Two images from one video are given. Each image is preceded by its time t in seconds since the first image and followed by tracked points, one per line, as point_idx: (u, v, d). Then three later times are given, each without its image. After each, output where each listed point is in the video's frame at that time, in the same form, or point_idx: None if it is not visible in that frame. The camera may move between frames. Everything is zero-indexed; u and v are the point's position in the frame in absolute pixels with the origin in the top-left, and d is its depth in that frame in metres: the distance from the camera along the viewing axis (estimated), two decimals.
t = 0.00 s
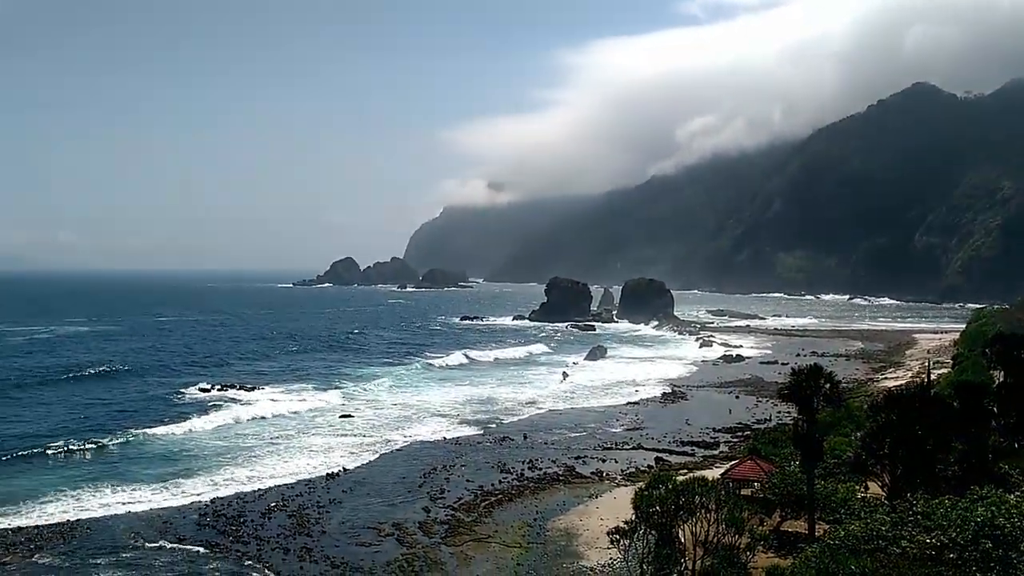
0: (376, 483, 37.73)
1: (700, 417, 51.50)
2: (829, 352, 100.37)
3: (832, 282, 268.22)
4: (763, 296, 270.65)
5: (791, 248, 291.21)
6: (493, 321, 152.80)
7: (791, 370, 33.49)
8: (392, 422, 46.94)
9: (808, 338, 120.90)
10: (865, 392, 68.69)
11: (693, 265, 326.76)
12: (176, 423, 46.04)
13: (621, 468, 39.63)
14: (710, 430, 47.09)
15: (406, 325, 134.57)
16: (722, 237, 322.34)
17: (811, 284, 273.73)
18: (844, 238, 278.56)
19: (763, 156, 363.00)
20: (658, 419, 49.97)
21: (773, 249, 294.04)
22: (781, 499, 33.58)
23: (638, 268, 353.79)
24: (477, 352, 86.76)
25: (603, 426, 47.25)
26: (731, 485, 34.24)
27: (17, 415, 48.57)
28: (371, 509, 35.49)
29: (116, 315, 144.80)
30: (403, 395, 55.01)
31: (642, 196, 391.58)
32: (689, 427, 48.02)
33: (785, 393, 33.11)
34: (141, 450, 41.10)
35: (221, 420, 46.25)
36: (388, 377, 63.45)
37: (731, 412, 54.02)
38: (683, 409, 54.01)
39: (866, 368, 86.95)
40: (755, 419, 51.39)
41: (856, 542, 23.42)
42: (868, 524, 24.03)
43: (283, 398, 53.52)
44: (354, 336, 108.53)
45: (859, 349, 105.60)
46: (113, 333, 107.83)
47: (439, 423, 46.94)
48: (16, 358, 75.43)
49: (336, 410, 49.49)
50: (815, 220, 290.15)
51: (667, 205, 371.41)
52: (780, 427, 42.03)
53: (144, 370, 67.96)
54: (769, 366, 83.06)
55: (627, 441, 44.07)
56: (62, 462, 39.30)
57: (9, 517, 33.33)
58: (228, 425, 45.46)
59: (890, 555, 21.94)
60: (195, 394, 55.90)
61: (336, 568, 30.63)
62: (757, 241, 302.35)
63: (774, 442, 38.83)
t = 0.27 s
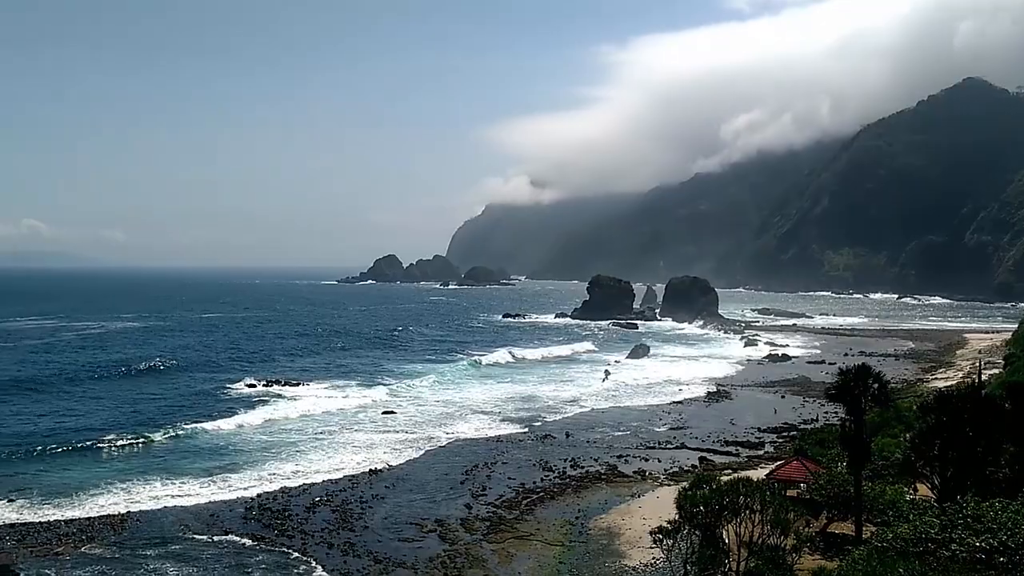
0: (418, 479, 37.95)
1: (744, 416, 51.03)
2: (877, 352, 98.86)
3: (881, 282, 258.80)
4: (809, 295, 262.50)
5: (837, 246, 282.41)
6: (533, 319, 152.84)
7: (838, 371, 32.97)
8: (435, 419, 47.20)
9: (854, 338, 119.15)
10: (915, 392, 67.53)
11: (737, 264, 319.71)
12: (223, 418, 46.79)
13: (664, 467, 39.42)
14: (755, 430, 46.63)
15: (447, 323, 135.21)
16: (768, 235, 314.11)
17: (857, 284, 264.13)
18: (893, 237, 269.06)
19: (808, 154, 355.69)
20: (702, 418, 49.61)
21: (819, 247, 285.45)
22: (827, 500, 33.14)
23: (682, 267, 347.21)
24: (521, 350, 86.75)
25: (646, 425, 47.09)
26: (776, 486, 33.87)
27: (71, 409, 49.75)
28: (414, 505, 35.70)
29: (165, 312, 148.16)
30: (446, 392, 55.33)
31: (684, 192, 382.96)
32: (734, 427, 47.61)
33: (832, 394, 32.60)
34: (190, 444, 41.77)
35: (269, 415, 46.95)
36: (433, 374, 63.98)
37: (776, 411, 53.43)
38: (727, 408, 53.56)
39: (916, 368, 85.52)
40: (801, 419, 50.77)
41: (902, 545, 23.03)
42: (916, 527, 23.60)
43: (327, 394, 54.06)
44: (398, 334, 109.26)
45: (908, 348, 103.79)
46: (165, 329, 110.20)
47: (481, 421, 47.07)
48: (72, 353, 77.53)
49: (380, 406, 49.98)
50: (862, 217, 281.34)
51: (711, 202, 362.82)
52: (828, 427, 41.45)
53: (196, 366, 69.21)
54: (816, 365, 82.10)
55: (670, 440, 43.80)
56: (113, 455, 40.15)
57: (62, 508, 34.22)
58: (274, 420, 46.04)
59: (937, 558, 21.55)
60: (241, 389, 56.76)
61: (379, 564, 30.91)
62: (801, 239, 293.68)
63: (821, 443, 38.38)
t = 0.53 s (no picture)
0: (481, 476, 38.10)
1: (813, 418, 50.20)
2: (952, 353, 96.04)
3: (959, 282, 236.08)
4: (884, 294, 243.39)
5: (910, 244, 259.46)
6: (597, 317, 152.15)
7: (912, 372, 32.05)
8: (499, 416, 47.42)
9: (927, 338, 115.90)
10: (996, 394, 65.35)
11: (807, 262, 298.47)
12: (293, 413, 47.81)
13: (730, 468, 38.91)
14: (823, 431, 45.88)
15: (507, 319, 135.74)
16: (840, 231, 294.26)
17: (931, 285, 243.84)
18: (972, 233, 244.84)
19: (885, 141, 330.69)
20: (769, 418, 48.98)
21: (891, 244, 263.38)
22: (900, 503, 32.30)
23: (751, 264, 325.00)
24: (588, 349, 86.36)
25: (712, 425, 46.63)
26: (848, 489, 33.17)
27: (149, 402, 51.37)
28: (477, 501, 35.86)
29: (236, 307, 152.72)
30: (511, 389, 55.60)
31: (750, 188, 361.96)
32: (802, 427, 46.87)
33: (906, 395, 31.71)
34: (260, 438, 42.66)
35: (338, 410, 47.80)
36: (498, 371, 64.44)
37: (846, 413, 52.42)
38: (795, 409, 52.75)
39: (995, 370, 82.88)
40: (872, 421, 49.72)
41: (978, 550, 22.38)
42: (996, 533, 22.78)
43: (393, 391, 54.75)
44: (463, 331, 110.04)
45: (986, 350, 100.53)
46: (239, 324, 113.40)
47: (546, 419, 47.08)
48: (151, 347, 80.40)
49: (446, 402, 50.53)
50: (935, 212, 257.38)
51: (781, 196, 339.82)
52: (901, 429, 40.49)
53: (269, 361, 70.84)
54: (888, 366, 80.27)
55: (737, 440, 43.31)
56: (186, 447, 41.35)
57: (138, 497, 35.35)
58: (341, 415, 46.79)
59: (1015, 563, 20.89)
60: (310, 384, 57.88)
61: (443, 559, 31.11)
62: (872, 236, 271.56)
63: (894, 446, 37.48)
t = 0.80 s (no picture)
0: (565, 474, 38.07)
1: (909, 421, 48.63)
2: None
3: None
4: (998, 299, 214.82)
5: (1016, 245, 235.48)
6: (681, 314, 150.18)
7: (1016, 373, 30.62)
8: (584, 414, 47.37)
9: None
10: None
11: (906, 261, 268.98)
12: (381, 409, 48.71)
13: (822, 471, 38.04)
14: (921, 435, 44.40)
15: (586, 317, 135.32)
16: (940, 228, 261.87)
17: None
18: None
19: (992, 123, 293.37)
20: (862, 421, 47.67)
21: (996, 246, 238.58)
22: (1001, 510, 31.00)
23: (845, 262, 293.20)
24: (677, 347, 85.33)
25: (802, 427, 45.70)
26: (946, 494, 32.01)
27: (243, 395, 53.15)
28: (560, 499, 35.80)
29: (324, 304, 157.37)
30: (596, 388, 55.50)
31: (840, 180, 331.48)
32: (897, 431, 45.50)
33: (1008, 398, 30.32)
34: (348, 432, 43.55)
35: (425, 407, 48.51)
36: (584, 370, 64.38)
37: (944, 416, 50.53)
38: (888, 411, 51.18)
39: None
40: (971, 425, 47.85)
41: None
42: None
43: (478, 388, 55.26)
44: (548, 328, 110.19)
45: None
46: (329, 320, 116.49)
47: (631, 418, 46.83)
48: (247, 342, 83.47)
49: (530, 400, 50.79)
50: None
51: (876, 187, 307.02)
52: (1004, 434, 38.87)
53: (360, 357, 72.44)
54: (993, 369, 76.94)
55: (828, 443, 42.33)
56: (275, 439, 42.55)
57: (233, 487, 36.55)
58: (427, 412, 47.49)
59: None
60: (397, 380, 58.98)
61: (527, 555, 31.16)
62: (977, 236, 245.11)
63: (996, 450, 35.97)
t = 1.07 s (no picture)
0: (650, 474, 37.84)
1: (1013, 425, 46.79)
2: None
3: None
4: None
5: None
6: (769, 313, 147.43)
7: None
8: (670, 414, 47.05)
9: None
10: None
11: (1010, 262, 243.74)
12: (467, 405, 49.36)
13: (919, 475, 37.00)
14: None
15: (667, 315, 134.42)
16: None
17: None
18: None
19: None
20: (961, 424, 46.16)
21: None
22: None
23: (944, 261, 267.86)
24: (769, 347, 83.87)
25: (897, 430, 44.58)
26: None
27: (334, 389, 54.33)
28: (646, 499, 35.54)
29: (411, 300, 160.73)
30: (682, 387, 55.12)
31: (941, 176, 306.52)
32: (999, 435, 43.90)
33: None
34: (435, 429, 44.04)
35: (510, 404, 49.00)
36: (671, 368, 64.02)
37: None
38: (989, 415, 49.37)
39: None
40: None
41: None
42: None
43: (563, 386, 55.49)
44: (634, 326, 109.72)
45: None
46: (416, 317, 118.54)
47: (719, 418, 46.30)
48: (337, 337, 85.65)
49: (616, 398, 50.82)
50: None
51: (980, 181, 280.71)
52: None
53: (448, 353, 73.45)
54: None
55: (925, 446, 41.16)
56: (364, 433, 43.44)
57: (323, 479, 37.38)
58: (513, 410, 47.87)
59: None
60: (483, 377, 59.72)
61: (611, 554, 31.02)
62: None
63: None
